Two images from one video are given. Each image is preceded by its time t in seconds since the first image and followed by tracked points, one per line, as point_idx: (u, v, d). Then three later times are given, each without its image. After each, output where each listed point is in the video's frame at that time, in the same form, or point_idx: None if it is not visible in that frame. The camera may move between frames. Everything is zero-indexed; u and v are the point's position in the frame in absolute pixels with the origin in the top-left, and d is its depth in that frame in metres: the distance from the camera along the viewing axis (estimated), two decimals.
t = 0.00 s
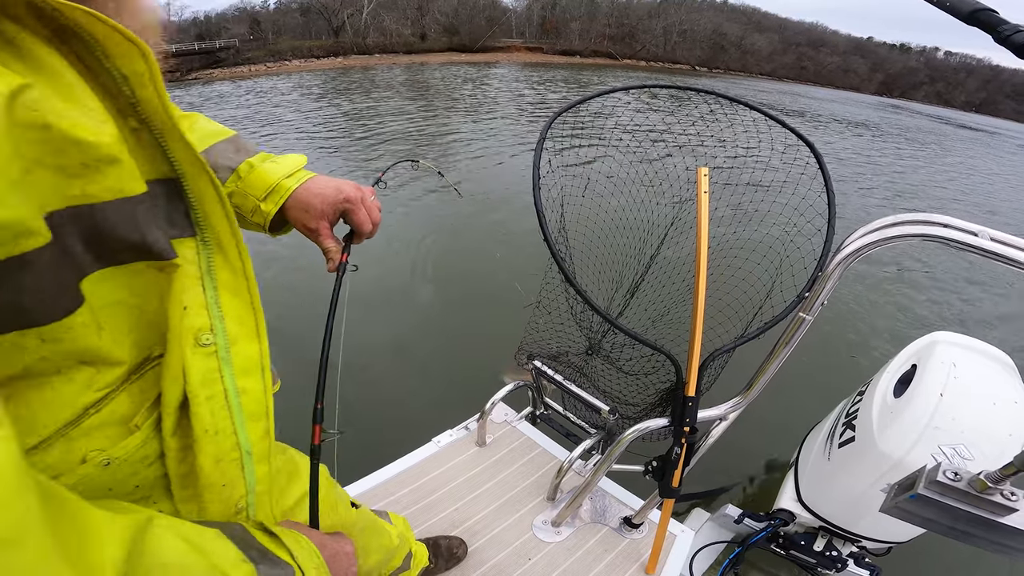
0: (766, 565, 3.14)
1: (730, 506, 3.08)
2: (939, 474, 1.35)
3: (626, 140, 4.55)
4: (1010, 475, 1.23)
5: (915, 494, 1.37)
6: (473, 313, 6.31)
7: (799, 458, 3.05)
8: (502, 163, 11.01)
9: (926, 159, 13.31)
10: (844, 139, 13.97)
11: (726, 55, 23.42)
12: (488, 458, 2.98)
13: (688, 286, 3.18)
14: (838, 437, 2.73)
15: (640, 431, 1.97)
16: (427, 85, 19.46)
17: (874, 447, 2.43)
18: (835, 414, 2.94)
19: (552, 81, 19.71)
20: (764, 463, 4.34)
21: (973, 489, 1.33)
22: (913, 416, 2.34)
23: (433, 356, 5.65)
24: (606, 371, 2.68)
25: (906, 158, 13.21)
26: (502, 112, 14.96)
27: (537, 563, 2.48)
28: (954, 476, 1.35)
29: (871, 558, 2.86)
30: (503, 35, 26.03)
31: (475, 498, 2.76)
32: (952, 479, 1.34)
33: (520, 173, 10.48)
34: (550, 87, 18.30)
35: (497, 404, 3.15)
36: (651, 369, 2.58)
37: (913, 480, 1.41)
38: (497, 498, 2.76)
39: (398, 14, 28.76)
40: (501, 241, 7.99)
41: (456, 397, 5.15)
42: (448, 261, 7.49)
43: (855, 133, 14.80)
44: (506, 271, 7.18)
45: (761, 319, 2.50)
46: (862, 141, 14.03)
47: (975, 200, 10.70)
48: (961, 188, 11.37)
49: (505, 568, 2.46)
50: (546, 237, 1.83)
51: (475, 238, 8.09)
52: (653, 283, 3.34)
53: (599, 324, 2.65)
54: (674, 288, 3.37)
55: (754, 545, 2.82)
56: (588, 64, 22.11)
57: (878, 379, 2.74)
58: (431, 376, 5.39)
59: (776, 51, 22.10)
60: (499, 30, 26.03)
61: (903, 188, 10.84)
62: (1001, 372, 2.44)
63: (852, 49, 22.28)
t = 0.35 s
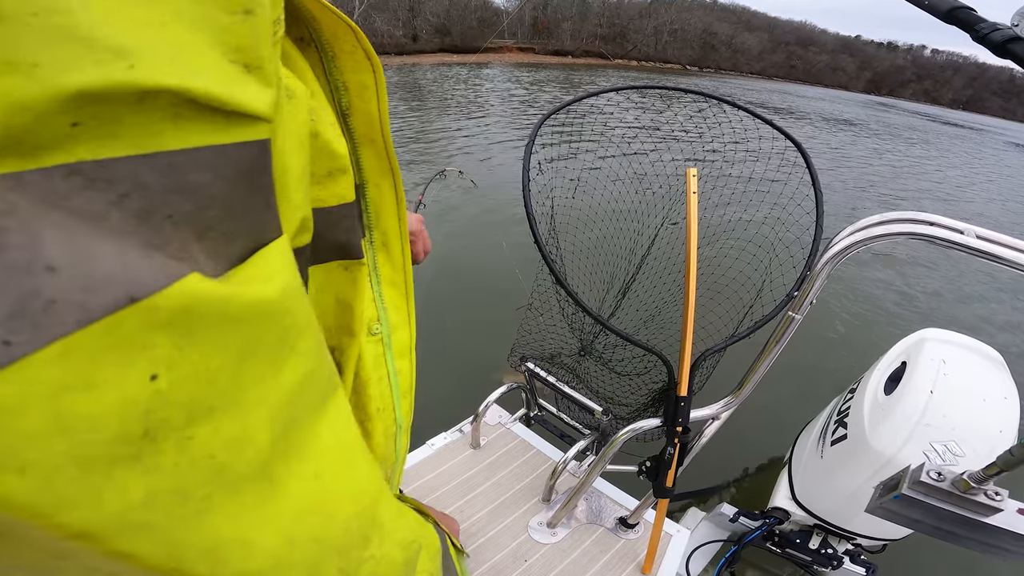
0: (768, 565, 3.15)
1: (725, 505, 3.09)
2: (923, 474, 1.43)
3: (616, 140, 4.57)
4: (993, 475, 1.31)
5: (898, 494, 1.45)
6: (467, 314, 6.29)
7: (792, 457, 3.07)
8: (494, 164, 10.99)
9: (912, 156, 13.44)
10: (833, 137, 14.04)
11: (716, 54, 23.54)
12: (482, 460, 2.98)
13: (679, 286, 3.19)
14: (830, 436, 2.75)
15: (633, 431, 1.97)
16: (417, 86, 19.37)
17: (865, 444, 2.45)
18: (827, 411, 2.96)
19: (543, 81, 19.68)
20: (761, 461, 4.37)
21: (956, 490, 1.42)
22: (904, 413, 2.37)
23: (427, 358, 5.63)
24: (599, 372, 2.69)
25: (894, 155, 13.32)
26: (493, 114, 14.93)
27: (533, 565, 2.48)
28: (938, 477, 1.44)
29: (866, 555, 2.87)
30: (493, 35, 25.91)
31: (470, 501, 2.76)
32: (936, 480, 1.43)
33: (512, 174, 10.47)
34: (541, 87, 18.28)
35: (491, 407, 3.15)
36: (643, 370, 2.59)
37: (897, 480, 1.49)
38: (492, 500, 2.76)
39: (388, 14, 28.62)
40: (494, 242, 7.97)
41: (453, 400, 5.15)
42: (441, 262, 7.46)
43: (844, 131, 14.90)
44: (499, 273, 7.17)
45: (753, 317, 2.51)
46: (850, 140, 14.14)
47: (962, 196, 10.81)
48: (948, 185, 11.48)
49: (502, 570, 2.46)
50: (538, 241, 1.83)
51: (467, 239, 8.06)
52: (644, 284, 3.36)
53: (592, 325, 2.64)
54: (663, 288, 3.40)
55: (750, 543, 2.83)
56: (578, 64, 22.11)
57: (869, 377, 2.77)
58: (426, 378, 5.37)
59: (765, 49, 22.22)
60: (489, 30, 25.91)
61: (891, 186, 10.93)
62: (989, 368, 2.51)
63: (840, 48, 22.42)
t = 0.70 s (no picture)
0: (761, 563, 3.17)
1: (714, 502, 3.11)
2: (902, 475, 1.58)
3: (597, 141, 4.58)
4: (970, 474, 1.44)
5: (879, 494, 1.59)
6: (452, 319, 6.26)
7: (777, 454, 3.11)
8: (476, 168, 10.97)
9: (886, 155, 13.74)
10: (810, 137, 14.28)
11: (696, 56, 23.87)
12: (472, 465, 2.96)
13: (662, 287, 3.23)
14: (813, 432, 2.79)
15: (620, 433, 1.98)
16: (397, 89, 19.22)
17: (848, 440, 2.49)
18: (810, 408, 3.00)
19: (523, 84, 19.70)
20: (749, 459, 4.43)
21: (935, 489, 1.55)
22: (885, 408, 2.42)
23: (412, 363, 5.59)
24: (585, 374, 2.70)
25: (868, 154, 13.60)
26: (474, 117, 14.90)
27: (525, 568, 2.48)
28: (917, 477, 1.58)
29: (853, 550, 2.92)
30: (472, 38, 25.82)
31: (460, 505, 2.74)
32: (914, 479, 1.56)
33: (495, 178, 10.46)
34: (521, 91, 18.30)
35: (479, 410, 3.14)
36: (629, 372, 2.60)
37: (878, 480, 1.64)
38: (483, 505, 2.75)
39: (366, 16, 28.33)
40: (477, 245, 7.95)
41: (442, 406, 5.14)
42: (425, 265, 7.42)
43: (820, 131, 15.17)
44: (484, 276, 7.16)
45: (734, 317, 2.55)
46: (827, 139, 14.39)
47: (934, 194, 11.09)
48: (920, 183, 11.77)
49: (494, 574, 2.45)
50: (521, 246, 1.83)
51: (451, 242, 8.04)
52: (628, 285, 3.39)
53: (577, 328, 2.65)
54: (647, 290, 3.44)
55: (741, 541, 2.85)
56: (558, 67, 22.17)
57: (849, 373, 2.83)
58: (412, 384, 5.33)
59: (744, 51, 22.54)
60: (469, 33, 25.83)
61: (867, 184, 11.15)
62: (965, 363, 2.59)
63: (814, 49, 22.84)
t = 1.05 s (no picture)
0: (753, 565, 3.21)
1: (704, 505, 3.12)
2: (860, 471, 1.82)
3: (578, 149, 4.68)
4: (925, 467, 1.67)
5: (838, 488, 1.83)
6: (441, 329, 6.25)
7: (764, 456, 3.14)
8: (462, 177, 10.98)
9: (865, 157, 13.99)
10: (791, 141, 14.49)
11: (677, 63, 24.28)
12: (461, 473, 2.96)
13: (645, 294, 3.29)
14: (798, 433, 2.83)
15: (607, 438, 2.00)
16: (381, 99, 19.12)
17: (830, 439, 2.53)
18: (794, 410, 3.03)
19: (508, 93, 19.73)
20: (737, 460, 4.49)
21: (891, 482, 1.79)
22: (865, 407, 2.47)
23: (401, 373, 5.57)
24: (571, 381, 2.71)
25: (847, 157, 13.85)
26: (459, 126, 14.88)
27: None
28: (873, 471, 1.81)
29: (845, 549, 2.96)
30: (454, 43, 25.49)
31: (451, 514, 2.74)
32: (872, 474, 1.80)
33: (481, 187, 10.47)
34: (506, 99, 18.32)
35: (467, 420, 3.14)
36: (613, 377, 2.64)
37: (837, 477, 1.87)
38: (473, 513, 2.75)
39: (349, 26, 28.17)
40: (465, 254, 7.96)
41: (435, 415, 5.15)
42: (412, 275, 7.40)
43: (800, 136, 15.41)
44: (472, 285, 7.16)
45: (715, 323, 2.59)
46: (807, 144, 14.62)
47: (911, 196, 11.32)
48: (898, 185, 12.00)
49: None
50: (504, 258, 1.85)
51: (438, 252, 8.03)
52: (610, 292, 3.45)
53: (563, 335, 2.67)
54: (629, 297, 3.50)
55: (731, 543, 2.87)
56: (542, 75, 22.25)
57: (829, 375, 2.88)
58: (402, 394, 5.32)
59: (724, 55, 23.22)
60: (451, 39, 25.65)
61: (847, 187, 11.35)
62: (942, 363, 2.65)
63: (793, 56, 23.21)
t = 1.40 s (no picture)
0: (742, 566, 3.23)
1: (692, 509, 3.15)
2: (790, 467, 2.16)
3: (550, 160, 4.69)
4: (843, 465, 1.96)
5: (772, 483, 2.20)
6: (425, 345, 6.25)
7: (745, 458, 3.18)
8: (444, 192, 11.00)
9: (839, 162, 14.30)
10: (767, 149, 14.79)
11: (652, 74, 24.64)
12: (447, 487, 2.96)
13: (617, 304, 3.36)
14: (775, 434, 2.88)
15: (584, 447, 2.03)
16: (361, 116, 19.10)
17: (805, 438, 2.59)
18: (770, 413, 3.08)
19: (487, 106, 19.82)
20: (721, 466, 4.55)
21: (819, 474, 2.12)
22: (836, 404, 2.54)
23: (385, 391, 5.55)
24: (550, 394, 2.76)
25: (822, 163, 14.15)
26: (439, 141, 14.90)
27: None
28: (803, 466, 2.15)
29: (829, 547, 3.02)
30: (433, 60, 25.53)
31: (439, 527, 2.74)
32: (802, 468, 2.15)
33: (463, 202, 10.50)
34: (485, 113, 18.41)
35: (450, 433, 3.15)
36: (588, 388, 2.71)
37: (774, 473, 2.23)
38: (461, 525, 2.75)
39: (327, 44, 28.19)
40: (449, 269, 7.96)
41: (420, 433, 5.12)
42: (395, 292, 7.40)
43: (776, 143, 15.72)
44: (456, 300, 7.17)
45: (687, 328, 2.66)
46: (782, 150, 14.92)
47: (884, 199, 11.59)
48: (871, 189, 12.29)
49: None
50: (476, 276, 1.88)
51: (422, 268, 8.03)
52: (584, 304, 3.52)
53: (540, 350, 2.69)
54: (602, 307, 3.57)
55: (719, 545, 2.91)
56: (521, 88, 22.40)
57: (802, 376, 2.96)
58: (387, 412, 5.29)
59: (696, 67, 22.39)
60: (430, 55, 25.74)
61: (822, 192, 11.60)
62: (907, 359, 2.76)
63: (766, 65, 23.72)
